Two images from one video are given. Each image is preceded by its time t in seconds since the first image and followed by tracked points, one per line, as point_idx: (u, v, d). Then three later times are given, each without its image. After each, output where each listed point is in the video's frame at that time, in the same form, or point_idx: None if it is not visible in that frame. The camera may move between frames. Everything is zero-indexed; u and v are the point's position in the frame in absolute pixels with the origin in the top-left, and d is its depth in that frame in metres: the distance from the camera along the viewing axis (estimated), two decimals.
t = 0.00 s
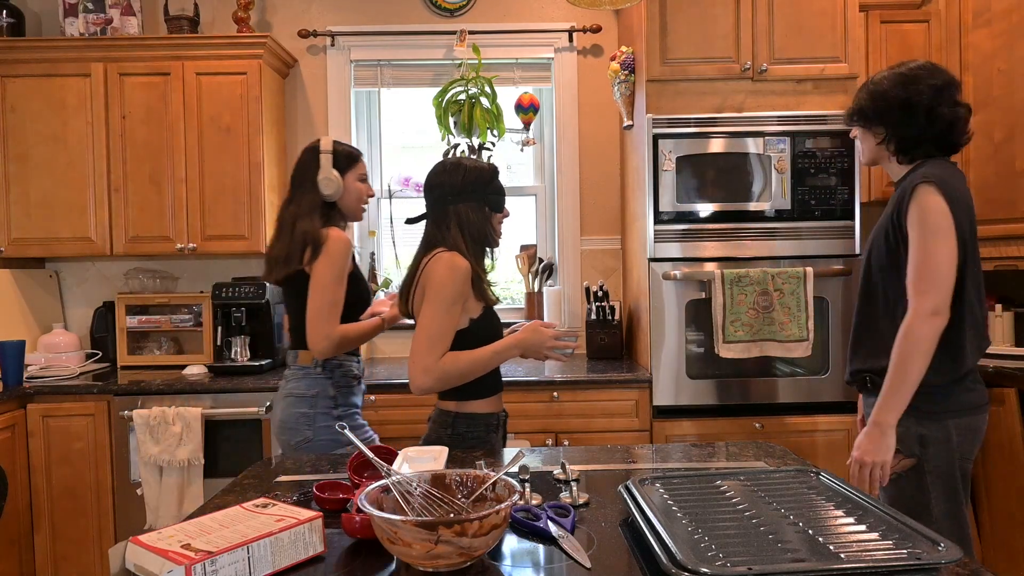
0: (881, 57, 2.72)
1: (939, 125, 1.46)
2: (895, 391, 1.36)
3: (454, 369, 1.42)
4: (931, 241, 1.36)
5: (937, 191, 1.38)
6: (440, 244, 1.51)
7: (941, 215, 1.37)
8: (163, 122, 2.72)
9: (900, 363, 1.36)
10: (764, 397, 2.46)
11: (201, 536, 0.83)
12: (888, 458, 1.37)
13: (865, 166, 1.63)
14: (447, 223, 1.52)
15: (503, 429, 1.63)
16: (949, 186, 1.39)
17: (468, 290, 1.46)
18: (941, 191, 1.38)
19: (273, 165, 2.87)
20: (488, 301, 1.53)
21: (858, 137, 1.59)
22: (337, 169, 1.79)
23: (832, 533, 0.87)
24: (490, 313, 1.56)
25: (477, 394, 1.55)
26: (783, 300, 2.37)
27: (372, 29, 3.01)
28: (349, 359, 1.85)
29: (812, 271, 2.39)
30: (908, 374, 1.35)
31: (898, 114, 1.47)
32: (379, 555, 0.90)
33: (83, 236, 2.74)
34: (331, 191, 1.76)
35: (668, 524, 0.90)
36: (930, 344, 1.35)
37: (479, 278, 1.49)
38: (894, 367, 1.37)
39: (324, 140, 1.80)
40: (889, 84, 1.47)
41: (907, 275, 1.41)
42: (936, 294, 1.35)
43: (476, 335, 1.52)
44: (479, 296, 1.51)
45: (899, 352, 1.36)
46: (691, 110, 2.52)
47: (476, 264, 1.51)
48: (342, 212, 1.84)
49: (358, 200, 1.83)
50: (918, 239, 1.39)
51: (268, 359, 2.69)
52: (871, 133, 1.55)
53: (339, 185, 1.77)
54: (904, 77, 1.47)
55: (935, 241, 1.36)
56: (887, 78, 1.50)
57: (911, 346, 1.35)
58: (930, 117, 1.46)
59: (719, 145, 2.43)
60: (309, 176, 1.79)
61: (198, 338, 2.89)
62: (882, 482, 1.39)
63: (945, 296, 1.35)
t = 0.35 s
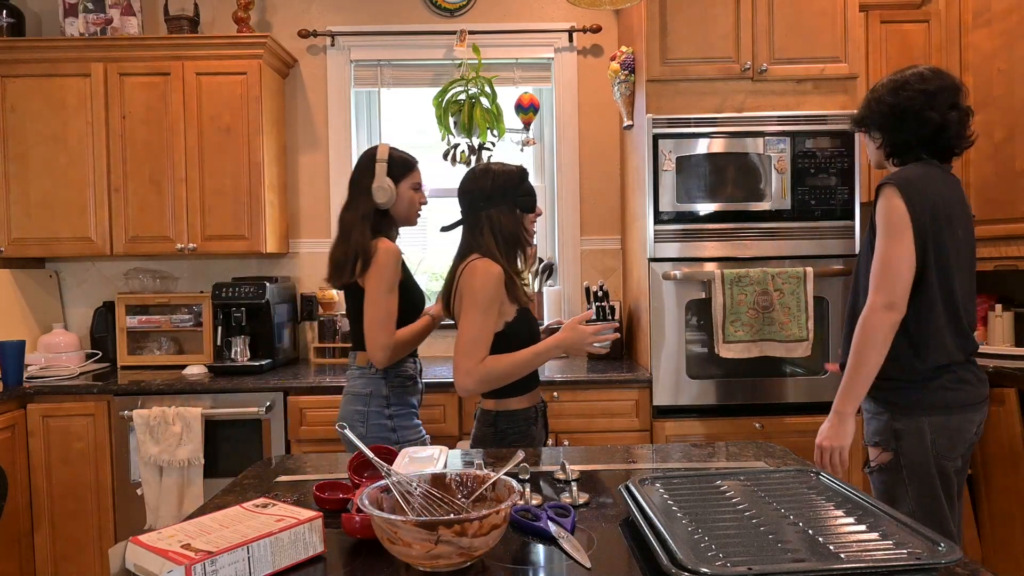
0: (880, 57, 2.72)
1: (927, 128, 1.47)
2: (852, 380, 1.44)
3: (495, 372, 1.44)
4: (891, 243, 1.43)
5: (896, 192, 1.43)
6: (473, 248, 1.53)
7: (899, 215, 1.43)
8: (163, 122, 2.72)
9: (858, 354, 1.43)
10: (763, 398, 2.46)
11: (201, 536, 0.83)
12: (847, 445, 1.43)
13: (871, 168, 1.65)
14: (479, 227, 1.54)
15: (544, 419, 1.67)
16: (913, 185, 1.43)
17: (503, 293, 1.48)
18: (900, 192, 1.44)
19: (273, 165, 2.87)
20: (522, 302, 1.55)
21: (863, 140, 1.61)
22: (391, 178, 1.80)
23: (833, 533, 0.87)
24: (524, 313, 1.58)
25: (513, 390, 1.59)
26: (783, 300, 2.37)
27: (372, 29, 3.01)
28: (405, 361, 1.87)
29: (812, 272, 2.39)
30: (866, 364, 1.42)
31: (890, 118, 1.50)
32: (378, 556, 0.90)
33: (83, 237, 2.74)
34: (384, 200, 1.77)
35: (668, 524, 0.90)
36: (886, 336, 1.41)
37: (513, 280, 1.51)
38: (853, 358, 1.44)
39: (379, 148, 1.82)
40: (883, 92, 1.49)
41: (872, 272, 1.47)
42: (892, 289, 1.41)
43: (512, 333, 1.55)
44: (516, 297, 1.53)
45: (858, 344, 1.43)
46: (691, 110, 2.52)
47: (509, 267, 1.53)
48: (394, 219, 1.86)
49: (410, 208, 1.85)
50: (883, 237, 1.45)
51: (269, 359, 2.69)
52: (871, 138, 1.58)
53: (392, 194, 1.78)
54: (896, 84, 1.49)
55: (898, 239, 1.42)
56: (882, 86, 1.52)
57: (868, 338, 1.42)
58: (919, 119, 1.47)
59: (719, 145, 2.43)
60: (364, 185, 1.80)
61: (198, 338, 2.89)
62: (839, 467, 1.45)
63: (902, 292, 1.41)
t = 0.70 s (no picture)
0: (880, 57, 2.72)
1: (926, 130, 1.48)
2: (852, 367, 1.48)
3: (536, 369, 1.46)
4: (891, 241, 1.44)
5: (897, 192, 1.45)
6: (514, 246, 1.55)
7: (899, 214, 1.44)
8: (163, 122, 2.72)
9: (861, 347, 1.46)
10: (763, 397, 2.46)
11: (201, 536, 0.83)
12: (842, 418, 1.52)
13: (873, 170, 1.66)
14: (517, 225, 1.56)
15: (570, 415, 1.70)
16: (916, 184, 1.44)
17: (546, 292, 1.50)
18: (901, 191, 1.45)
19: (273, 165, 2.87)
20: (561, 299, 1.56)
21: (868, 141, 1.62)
22: (409, 174, 1.81)
23: (832, 533, 0.87)
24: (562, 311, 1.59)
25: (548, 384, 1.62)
26: (783, 300, 2.37)
27: (372, 29, 3.01)
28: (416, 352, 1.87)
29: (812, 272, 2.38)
30: (867, 356, 1.45)
31: (895, 122, 1.50)
32: (378, 556, 0.90)
33: (83, 236, 2.75)
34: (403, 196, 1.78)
35: (668, 524, 0.90)
36: (889, 331, 1.44)
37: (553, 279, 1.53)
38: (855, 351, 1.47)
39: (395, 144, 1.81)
40: (889, 96, 1.50)
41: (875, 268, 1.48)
42: (898, 287, 1.43)
43: (555, 332, 1.56)
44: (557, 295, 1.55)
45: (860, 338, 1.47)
46: (691, 110, 2.52)
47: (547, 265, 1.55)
48: (411, 214, 1.87)
49: (426, 203, 1.86)
50: (887, 237, 1.46)
51: (269, 359, 2.69)
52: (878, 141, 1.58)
53: (410, 190, 1.78)
54: (902, 88, 1.49)
55: (900, 238, 1.43)
56: (887, 90, 1.52)
57: (872, 333, 1.45)
58: (924, 125, 1.48)
59: (719, 145, 2.43)
60: (381, 182, 1.81)
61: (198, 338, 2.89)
62: (834, 429, 1.54)
63: (907, 290, 1.43)
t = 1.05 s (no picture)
0: (880, 57, 2.72)
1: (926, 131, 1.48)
2: (891, 373, 1.40)
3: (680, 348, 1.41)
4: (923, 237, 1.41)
5: (925, 186, 1.43)
6: (576, 245, 1.60)
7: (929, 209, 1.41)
8: (163, 122, 2.72)
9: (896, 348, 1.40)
10: (763, 397, 2.46)
11: (201, 536, 0.83)
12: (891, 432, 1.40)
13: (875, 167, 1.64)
14: (572, 223, 1.61)
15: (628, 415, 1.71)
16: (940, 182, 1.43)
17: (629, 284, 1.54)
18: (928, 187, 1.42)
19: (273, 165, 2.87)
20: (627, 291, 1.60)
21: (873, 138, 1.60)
22: (406, 177, 1.82)
23: (832, 533, 0.87)
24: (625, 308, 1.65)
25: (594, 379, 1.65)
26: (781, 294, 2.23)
27: (372, 29, 3.01)
28: (416, 348, 1.87)
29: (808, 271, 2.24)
30: (903, 358, 1.39)
31: (910, 123, 1.50)
32: (378, 556, 0.90)
33: (83, 236, 2.74)
34: (401, 198, 1.79)
35: (668, 525, 0.90)
36: (922, 327, 1.39)
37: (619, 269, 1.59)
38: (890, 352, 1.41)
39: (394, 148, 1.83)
40: (906, 96, 1.49)
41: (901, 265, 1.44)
42: (928, 282, 1.39)
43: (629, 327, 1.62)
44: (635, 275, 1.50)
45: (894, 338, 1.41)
46: (691, 110, 2.52)
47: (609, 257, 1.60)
48: (408, 216, 1.88)
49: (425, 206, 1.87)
50: (912, 230, 1.43)
51: (269, 360, 2.69)
52: (887, 139, 1.56)
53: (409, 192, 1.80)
54: (919, 90, 1.48)
55: (930, 233, 1.40)
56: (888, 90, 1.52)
57: (904, 330, 1.39)
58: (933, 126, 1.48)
59: (719, 145, 2.43)
60: (379, 185, 1.82)
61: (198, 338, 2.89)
62: (882, 455, 1.41)
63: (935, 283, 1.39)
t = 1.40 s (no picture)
0: (881, 57, 2.72)
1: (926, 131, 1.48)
2: (949, 385, 1.39)
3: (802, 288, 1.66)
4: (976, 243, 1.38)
5: (974, 191, 1.40)
6: (642, 235, 1.63)
7: (979, 215, 1.38)
8: (163, 122, 2.72)
9: (953, 359, 1.38)
10: (764, 398, 2.45)
11: (201, 536, 0.83)
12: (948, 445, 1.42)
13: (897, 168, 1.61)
14: (637, 215, 1.63)
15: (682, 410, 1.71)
16: (987, 186, 1.41)
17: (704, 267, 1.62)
18: (977, 191, 1.40)
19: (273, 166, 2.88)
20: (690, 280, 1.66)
21: (892, 138, 1.58)
22: (396, 180, 1.82)
23: (832, 533, 0.87)
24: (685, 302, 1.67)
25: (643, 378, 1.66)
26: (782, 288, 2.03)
27: (372, 29, 3.01)
28: (397, 347, 1.87)
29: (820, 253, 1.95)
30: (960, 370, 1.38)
31: (931, 117, 1.48)
32: (377, 556, 0.90)
33: (83, 237, 2.75)
34: (391, 200, 1.78)
35: (669, 525, 0.90)
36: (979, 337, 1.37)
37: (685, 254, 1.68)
38: (947, 367, 1.39)
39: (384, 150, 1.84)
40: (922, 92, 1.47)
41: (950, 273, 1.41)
42: (983, 290, 1.37)
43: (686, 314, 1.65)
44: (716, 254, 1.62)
45: (950, 352, 1.39)
46: (691, 110, 2.52)
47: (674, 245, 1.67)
48: (398, 218, 1.87)
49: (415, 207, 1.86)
50: (961, 235, 1.40)
51: (269, 360, 2.69)
52: (905, 136, 1.54)
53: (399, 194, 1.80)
54: (921, 91, 1.48)
55: (982, 239, 1.38)
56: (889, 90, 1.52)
57: (962, 341, 1.37)
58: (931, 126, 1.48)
59: (719, 145, 2.43)
60: (370, 188, 1.83)
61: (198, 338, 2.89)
62: (940, 467, 1.44)
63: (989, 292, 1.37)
